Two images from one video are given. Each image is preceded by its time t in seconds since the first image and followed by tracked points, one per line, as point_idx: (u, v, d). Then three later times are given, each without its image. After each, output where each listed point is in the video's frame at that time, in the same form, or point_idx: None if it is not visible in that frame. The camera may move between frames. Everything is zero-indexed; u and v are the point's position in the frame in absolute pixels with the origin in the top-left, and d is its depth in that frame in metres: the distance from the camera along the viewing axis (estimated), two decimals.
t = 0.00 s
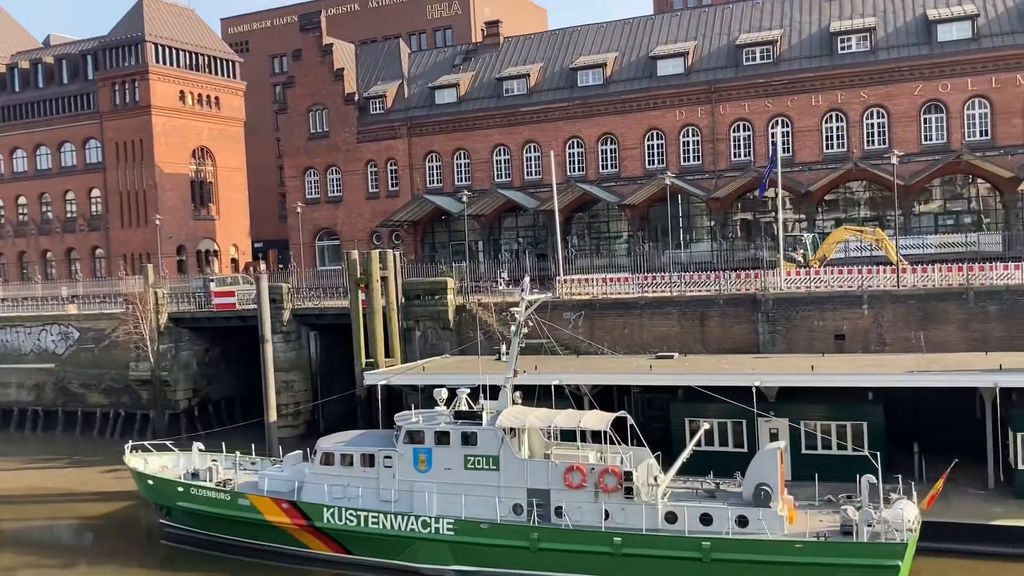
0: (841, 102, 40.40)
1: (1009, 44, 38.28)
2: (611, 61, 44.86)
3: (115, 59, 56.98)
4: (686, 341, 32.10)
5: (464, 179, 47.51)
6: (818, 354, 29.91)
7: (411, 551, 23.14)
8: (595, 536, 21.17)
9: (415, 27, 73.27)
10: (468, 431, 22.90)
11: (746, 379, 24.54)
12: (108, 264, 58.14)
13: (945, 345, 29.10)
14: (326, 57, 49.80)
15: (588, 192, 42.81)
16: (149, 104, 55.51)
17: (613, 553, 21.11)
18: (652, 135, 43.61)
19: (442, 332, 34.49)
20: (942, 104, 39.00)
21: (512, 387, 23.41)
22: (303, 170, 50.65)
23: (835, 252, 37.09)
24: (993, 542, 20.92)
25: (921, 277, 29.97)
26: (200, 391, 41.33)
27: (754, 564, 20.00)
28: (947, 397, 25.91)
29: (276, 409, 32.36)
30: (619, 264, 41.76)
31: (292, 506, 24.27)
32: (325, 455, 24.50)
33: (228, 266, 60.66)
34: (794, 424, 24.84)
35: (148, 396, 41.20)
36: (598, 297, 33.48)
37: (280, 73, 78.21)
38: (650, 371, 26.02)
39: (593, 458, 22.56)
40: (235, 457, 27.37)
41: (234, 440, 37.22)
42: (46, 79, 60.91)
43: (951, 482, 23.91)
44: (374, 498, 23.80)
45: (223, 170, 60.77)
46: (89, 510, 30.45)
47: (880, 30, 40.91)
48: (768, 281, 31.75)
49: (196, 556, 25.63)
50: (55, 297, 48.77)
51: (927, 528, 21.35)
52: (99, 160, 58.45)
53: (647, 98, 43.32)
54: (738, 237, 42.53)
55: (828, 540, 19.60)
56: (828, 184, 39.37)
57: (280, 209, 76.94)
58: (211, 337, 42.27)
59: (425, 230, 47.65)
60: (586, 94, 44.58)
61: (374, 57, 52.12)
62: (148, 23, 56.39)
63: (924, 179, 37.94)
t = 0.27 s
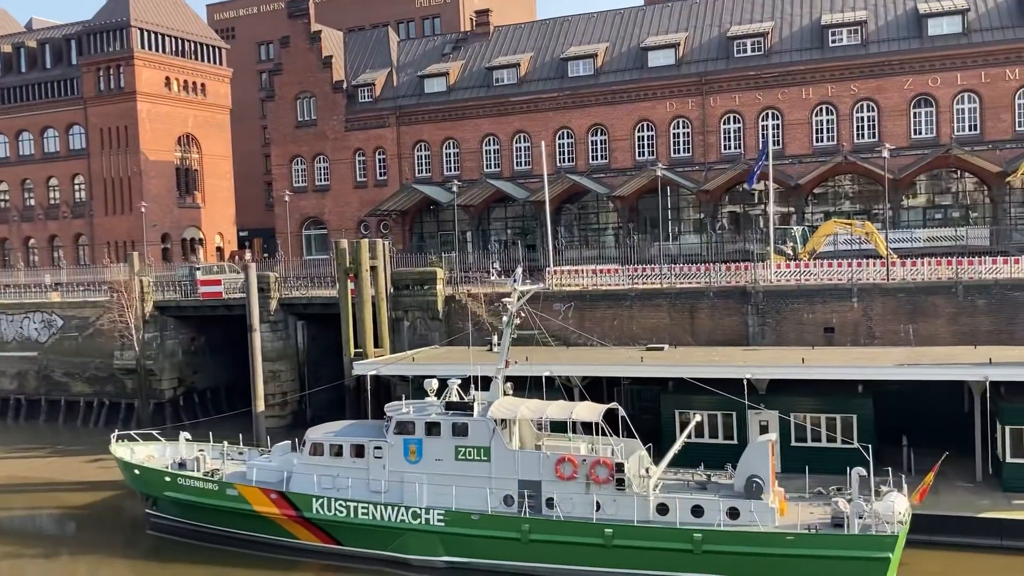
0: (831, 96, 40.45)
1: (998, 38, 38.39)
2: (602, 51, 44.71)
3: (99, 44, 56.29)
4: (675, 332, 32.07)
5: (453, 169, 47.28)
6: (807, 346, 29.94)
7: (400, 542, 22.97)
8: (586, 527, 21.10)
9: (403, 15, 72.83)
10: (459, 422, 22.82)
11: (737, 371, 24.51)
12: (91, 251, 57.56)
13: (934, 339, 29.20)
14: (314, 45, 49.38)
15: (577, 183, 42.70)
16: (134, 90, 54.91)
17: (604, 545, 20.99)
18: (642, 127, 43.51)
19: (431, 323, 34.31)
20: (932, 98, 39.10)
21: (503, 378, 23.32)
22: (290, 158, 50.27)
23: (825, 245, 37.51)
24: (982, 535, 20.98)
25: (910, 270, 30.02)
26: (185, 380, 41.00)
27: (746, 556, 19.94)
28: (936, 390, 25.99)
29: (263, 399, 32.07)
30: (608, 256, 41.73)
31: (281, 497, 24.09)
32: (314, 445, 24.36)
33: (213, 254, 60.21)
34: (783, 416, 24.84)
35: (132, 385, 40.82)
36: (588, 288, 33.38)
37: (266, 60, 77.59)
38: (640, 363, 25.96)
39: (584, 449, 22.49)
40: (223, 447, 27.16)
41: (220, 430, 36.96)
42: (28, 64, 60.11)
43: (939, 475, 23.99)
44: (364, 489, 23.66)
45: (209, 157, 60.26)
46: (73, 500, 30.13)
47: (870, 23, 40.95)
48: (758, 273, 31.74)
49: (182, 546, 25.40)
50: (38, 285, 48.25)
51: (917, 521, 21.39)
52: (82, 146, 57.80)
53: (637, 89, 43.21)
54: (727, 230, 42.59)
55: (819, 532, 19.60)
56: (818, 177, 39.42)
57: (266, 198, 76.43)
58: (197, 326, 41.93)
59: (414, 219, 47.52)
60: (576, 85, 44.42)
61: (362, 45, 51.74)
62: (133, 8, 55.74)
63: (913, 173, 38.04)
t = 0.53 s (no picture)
0: (830, 98, 40.51)
1: (997, 42, 38.48)
2: (601, 52, 44.70)
3: (96, 42, 56.10)
4: (675, 334, 32.06)
5: (451, 170, 47.23)
6: (808, 348, 29.97)
7: (401, 543, 22.91)
8: (589, 529, 21.06)
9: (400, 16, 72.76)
10: (460, 422, 22.76)
11: (739, 373, 24.52)
12: (87, 250, 57.36)
13: (933, 341, 29.25)
14: (313, 44, 49.28)
15: (576, 184, 42.67)
16: (131, 88, 54.74)
17: (607, 546, 20.96)
18: (640, 128, 43.51)
19: (430, 323, 34.26)
20: (930, 100, 39.19)
21: (504, 379, 23.27)
22: (287, 158, 50.16)
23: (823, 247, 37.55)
24: (983, 537, 20.99)
25: (910, 272, 30.06)
26: (182, 380, 40.85)
27: (748, 557, 19.93)
28: (936, 393, 26.03)
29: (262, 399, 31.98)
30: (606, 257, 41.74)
31: (281, 497, 24.00)
32: (314, 445, 24.27)
33: (210, 254, 60.06)
34: (784, 417, 24.85)
35: (129, 384, 40.67)
36: (587, 288, 33.35)
37: (263, 59, 77.43)
38: (641, 364, 25.94)
39: (586, 450, 22.45)
40: (222, 447, 27.06)
41: (217, 430, 36.83)
42: (25, 62, 59.87)
43: (939, 476, 24.02)
44: (364, 490, 23.58)
45: (206, 156, 60.10)
46: (71, 500, 29.99)
47: (869, 26, 41.02)
48: (758, 275, 31.75)
49: (181, 547, 25.29)
50: (34, 283, 48.07)
51: (918, 523, 21.40)
52: (79, 144, 57.60)
53: (636, 90, 43.22)
54: (725, 231, 42.64)
55: (822, 534, 19.59)
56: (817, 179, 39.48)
57: (262, 198, 76.28)
58: (194, 326, 41.80)
59: (411, 220, 47.41)
60: (575, 86, 44.40)
61: (361, 45, 51.66)
62: (130, 6, 55.56)
63: (912, 176, 38.10)
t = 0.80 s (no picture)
0: (837, 105, 40.50)
1: (1004, 49, 38.49)
2: (607, 59, 44.71)
3: (102, 49, 56.20)
4: (683, 341, 31.97)
5: (457, 177, 47.23)
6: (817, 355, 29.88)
7: (412, 550, 22.88)
8: (600, 537, 20.97)
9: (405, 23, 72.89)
10: (470, 429, 22.68)
11: (749, 380, 24.43)
12: (93, 257, 57.38)
13: (942, 348, 29.16)
14: (319, 51, 49.34)
15: (582, 191, 42.63)
16: (137, 95, 54.83)
17: (618, 554, 20.87)
18: (647, 135, 43.52)
19: (437, 329, 34.21)
20: (937, 107, 39.18)
21: (514, 385, 23.18)
22: (293, 165, 50.18)
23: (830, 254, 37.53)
24: (996, 545, 20.88)
25: (918, 279, 29.98)
26: (188, 386, 40.80)
27: (760, 565, 19.85)
28: (947, 400, 25.93)
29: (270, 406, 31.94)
30: (612, 264, 41.71)
31: (291, 504, 23.94)
32: (323, 452, 24.20)
33: (215, 260, 60.09)
34: (794, 424, 24.72)
35: (135, 391, 40.63)
36: (595, 295, 33.29)
37: (268, 66, 77.57)
38: (651, 371, 25.85)
39: (596, 458, 22.35)
40: (230, 453, 27.00)
41: (224, 437, 36.77)
42: (31, 69, 59.99)
43: (950, 484, 23.90)
44: (374, 496, 23.50)
45: (212, 163, 60.17)
46: (77, 506, 29.91)
47: (876, 33, 41.03)
48: (766, 281, 31.68)
49: (188, 553, 25.21)
50: (40, 290, 48.09)
51: (930, 531, 21.27)
52: (84, 151, 57.68)
53: (643, 97, 43.23)
54: (732, 238, 42.62)
55: (834, 542, 19.47)
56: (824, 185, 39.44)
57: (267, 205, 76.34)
58: (200, 332, 41.77)
59: (417, 226, 47.39)
60: (581, 93, 44.42)
61: (366, 52, 51.74)
62: (136, 13, 55.67)
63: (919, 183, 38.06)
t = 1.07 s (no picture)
0: (853, 121, 40.44)
1: (1021, 65, 38.38)
2: (622, 76, 44.79)
3: (120, 68, 56.69)
4: (700, 358, 31.84)
5: (472, 194, 47.31)
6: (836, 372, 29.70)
7: (430, 569, 22.77)
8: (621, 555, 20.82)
9: (419, 41, 73.30)
10: (489, 446, 22.59)
11: (770, 397, 24.29)
12: (109, 274, 57.66)
13: (963, 365, 28.94)
14: (334, 69, 49.64)
15: (597, 207, 42.64)
16: (154, 113, 55.25)
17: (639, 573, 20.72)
18: (662, 151, 43.55)
19: (453, 346, 34.20)
20: (954, 124, 39.07)
21: (533, 402, 23.09)
22: (309, 182, 50.41)
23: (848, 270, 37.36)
24: (1023, 565, 20.60)
25: (937, 296, 29.83)
26: (204, 403, 40.86)
27: None
28: (968, 418, 25.72)
29: (287, 422, 31.94)
30: (628, 281, 41.64)
31: (309, 521, 23.89)
32: (341, 469, 24.13)
33: (230, 277, 60.33)
34: (814, 442, 24.62)
35: (151, 408, 40.67)
36: (611, 312, 33.25)
37: (283, 85, 78.09)
38: (670, 388, 25.76)
39: (616, 476, 22.23)
40: (248, 470, 26.99)
41: (239, 454, 36.79)
42: (49, 87, 60.54)
43: (973, 503, 23.65)
44: (392, 514, 23.37)
45: (227, 180, 60.53)
46: (95, 523, 29.92)
47: (891, 50, 41.01)
48: (783, 298, 31.59)
49: (206, 571, 25.15)
50: (57, 307, 48.30)
51: (955, 551, 21.00)
52: (102, 169, 58.11)
53: (658, 114, 43.27)
54: (747, 255, 42.51)
55: (858, 562, 19.25)
56: (841, 201, 39.32)
57: (282, 222, 76.68)
58: (216, 349, 41.87)
59: (432, 243, 47.46)
60: (596, 110, 44.49)
61: (382, 70, 52.04)
62: (153, 32, 56.18)
63: (937, 199, 37.87)
